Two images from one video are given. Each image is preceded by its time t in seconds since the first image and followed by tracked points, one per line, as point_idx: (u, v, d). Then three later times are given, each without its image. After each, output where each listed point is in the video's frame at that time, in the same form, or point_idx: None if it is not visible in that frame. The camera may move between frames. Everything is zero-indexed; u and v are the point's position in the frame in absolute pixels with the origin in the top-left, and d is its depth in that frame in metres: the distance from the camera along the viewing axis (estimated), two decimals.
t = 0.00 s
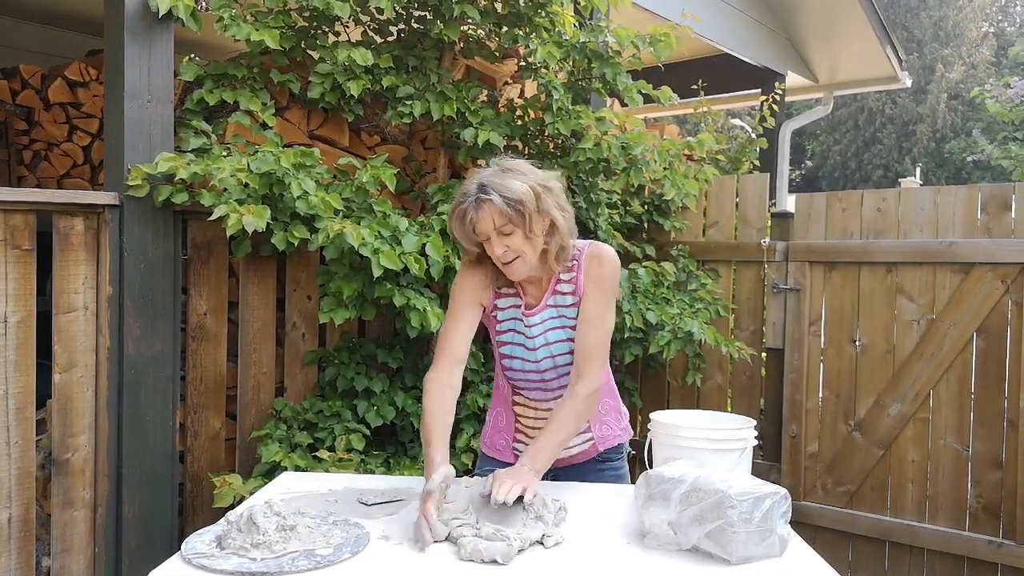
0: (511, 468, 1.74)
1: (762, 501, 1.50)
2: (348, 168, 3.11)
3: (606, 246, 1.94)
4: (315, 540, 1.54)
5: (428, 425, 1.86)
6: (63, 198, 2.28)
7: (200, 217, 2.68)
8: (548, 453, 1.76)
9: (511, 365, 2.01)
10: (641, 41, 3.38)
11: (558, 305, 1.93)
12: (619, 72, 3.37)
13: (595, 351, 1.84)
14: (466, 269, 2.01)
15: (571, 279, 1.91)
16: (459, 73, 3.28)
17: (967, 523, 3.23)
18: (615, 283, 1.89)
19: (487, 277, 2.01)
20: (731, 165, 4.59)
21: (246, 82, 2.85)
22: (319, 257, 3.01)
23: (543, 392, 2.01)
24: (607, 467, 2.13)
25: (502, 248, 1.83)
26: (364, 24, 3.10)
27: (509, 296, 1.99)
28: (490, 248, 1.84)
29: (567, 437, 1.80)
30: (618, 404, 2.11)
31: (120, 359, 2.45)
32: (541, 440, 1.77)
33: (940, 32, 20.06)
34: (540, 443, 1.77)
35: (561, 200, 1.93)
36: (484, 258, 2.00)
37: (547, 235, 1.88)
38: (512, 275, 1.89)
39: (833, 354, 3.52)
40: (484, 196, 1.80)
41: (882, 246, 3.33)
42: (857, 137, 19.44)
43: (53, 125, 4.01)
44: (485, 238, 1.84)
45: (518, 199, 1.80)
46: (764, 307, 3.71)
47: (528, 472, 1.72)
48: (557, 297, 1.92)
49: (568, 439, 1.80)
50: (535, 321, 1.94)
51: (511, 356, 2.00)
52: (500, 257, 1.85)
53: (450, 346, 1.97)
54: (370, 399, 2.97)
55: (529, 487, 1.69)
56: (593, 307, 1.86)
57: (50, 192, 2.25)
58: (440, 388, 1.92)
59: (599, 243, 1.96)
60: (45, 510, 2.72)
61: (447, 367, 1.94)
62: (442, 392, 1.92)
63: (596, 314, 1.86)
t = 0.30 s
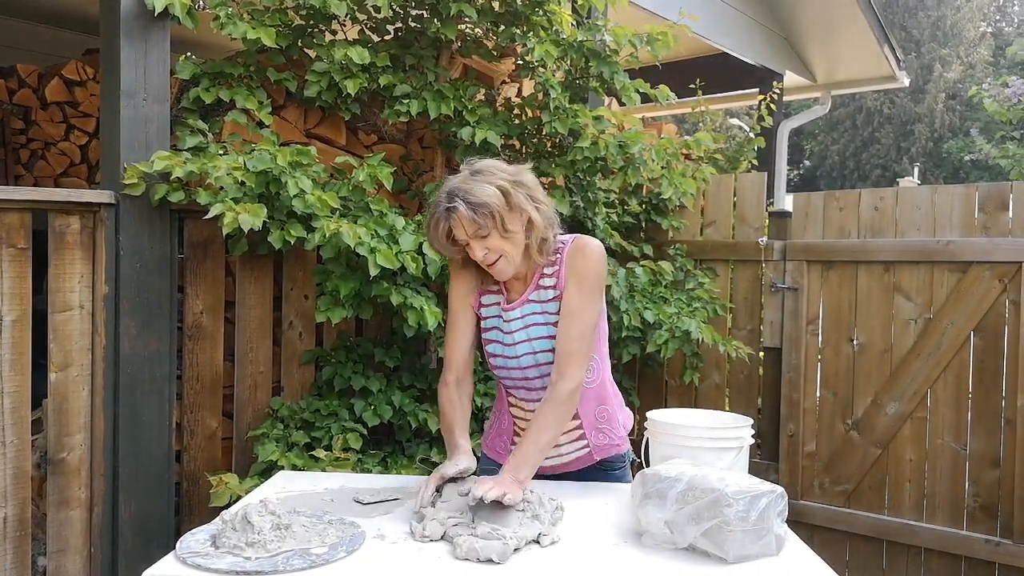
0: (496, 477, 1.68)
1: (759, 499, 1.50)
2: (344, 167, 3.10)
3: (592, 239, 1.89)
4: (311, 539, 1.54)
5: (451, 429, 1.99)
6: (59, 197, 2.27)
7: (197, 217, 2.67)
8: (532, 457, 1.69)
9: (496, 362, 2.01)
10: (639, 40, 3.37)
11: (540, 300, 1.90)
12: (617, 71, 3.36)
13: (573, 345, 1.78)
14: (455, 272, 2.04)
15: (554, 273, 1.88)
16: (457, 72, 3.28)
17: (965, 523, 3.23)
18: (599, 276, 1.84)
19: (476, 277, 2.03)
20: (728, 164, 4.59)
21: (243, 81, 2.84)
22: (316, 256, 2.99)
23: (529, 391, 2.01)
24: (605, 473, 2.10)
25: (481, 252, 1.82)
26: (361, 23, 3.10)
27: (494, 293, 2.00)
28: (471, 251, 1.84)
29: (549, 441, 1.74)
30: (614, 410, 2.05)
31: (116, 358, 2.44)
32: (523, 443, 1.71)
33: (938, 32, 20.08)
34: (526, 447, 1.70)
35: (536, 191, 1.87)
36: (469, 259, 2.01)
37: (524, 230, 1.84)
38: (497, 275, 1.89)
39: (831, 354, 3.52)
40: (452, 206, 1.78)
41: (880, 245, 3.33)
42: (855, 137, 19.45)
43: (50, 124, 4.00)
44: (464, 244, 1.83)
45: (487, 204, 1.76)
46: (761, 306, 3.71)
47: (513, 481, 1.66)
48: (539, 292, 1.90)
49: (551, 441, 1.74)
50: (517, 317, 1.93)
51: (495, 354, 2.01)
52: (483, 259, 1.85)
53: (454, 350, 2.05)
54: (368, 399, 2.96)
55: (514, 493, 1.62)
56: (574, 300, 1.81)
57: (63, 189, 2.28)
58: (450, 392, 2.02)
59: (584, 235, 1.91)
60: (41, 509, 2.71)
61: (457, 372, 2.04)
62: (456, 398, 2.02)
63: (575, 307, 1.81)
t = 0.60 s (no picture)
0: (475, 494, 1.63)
1: (758, 499, 1.50)
2: (344, 166, 3.10)
3: (577, 249, 1.84)
4: (310, 538, 1.53)
5: (452, 433, 2.00)
6: (58, 196, 2.27)
7: (195, 216, 2.66)
8: (513, 472, 1.66)
9: (485, 371, 2.01)
10: (638, 39, 3.37)
11: (525, 313, 1.88)
12: (616, 70, 3.36)
13: (555, 358, 1.75)
14: (444, 282, 2.03)
15: (538, 286, 1.85)
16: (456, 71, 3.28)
17: (964, 523, 3.22)
18: (582, 288, 1.79)
19: (464, 286, 2.02)
20: (728, 164, 4.59)
21: (242, 80, 2.84)
22: (315, 256, 2.99)
23: (518, 400, 2.00)
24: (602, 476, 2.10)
25: (465, 267, 1.81)
26: (360, 22, 3.10)
27: (481, 303, 1.99)
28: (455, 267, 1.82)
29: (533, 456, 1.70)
30: (608, 420, 2.01)
31: (114, 357, 2.44)
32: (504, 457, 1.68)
33: (937, 32, 20.09)
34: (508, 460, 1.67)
35: (518, 202, 1.83)
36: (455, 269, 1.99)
37: (507, 243, 1.81)
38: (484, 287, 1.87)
39: (830, 354, 3.52)
40: (432, 224, 1.75)
41: (879, 245, 3.33)
42: (854, 137, 19.45)
43: (49, 123, 3.99)
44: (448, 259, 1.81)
45: (466, 222, 1.73)
46: (761, 306, 3.71)
47: (491, 498, 1.61)
48: (524, 304, 1.88)
49: (533, 457, 1.70)
50: (502, 329, 1.91)
51: (484, 363, 2.00)
52: (468, 273, 1.84)
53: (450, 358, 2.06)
54: (367, 398, 2.95)
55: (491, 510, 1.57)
56: (557, 313, 1.77)
57: (66, 188, 2.28)
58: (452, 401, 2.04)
59: (569, 244, 1.86)
60: (40, 509, 2.71)
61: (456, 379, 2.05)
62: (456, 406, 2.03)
63: (556, 319, 1.77)
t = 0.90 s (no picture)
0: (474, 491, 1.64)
1: (759, 497, 1.49)
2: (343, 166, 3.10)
3: (585, 252, 1.85)
4: (310, 537, 1.53)
5: (446, 421, 1.97)
6: (57, 196, 2.27)
7: (195, 216, 2.66)
8: (510, 464, 1.67)
9: (487, 357, 2.03)
10: (638, 39, 3.37)
11: (531, 308, 1.90)
12: (615, 70, 3.36)
13: (552, 357, 1.74)
14: (453, 266, 2.04)
15: (544, 284, 1.87)
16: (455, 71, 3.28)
17: (963, 522, 3.22)
18: (585, 290, 1.80)
19: (474, 272, 2.03)
20: (727, 164, 4.59)
21: (241, 80, 2.84)
22: (315, 255, 2.99)
23: (516, 389, 2.02)
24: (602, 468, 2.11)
25: (478, 250, 1.82)
26: (360, 21, 3.10)
27: (489, 291, 2.00)
28: (468, 249, 1.84)
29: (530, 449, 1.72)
30: (602, 413, 2.04)
31: (113, 357, 2.44)
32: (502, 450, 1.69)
33: (936, 32, 20.09)
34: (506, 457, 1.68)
35: (535, 196, 1.85)
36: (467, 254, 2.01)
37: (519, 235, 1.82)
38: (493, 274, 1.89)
39: (830, 354, 3.52)
40: (452, 204, 1.77)
41: (878, 244, 3.33)
42: (853, 137, 19.46)
43: (48, 123, 3.99)
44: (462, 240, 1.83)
45: (484, 206, 1.74)
46: (760, 305, 3.71)
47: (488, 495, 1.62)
48: (530, 299, 1.90)
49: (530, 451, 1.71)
50: (506, 320, 1.93)
51: (487, 349, 2.02)
52: (479, 258, 1.85)
53: (449, 342, 2.04)
54: (366, 398, 2.95)
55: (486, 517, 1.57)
56: (558, 313, 1.77)
57: (65, 188, 2.28)
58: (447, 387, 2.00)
59: (578, 246, 1.87)
60: (39, 508, 2.71)
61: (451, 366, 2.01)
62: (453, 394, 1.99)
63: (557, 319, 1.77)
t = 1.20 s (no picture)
0: (542, 464, 1.80)
1: (759, 498, 1.49)
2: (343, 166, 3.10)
3: (620, 257, 1.96)
4: (310, 538, 1.53)
5: (446, 400, 1.93)
6: (57, 196, 2.27)
7: (194, 216, 2.66)
8: (574, 451, 1.82)
9: (511, 352, 2.02)
10: (638, 39, 3.37)
11: (570, 308, 1.94)
12: (615, 71, 3.36)
13: (609, 366, 1.89)
14: (478, 256, 2.01)
15: (585, 284, 1.93)
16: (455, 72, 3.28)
17: (963, 522, 3.23)
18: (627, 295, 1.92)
19: (499, 264, 2.02)
20: (726, 164, 4.59)
21: (241, 81, 2.84)
22: (314, 256, 3.00)
23: (538, 384, 2.04)
24: (607, 458, 2.17)
25: (520, 243, 1.84)
26: (360, 22, 3.10)
27: (519, 286, 2.01)
28: (507, 241, 1.85)
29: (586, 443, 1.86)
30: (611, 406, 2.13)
31: (113, 357, 2.43)
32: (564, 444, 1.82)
33: (935, 32, 20.10)
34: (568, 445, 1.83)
35: (576, 200, 1.93)
36: (496, 247, 2.00)
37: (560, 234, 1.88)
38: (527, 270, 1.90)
39: (829, 354, 3.52)
40: (508, 191, 1.80)
41: (878, 245, 3.33)
42: (852, 137, 19.47)
43: (48, 123, 3.99)
44: (504, 231, 1.84)
45: (537, 199, 1.80)
46: (760, 306, 3.71)
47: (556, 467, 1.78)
48: (569, 300, 1.94)
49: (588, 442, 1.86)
50: (546, 318, 1.95)
51: (512, 344, 2.01)
52: (516, 251, 1.87)
53: (462, 328, 1.99)
54: (366, 399, 2.95)
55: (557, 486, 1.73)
56: (608, 320, 1.90)
57: (65, 189, 2.27)
58: (456, 367, 1.95)
59: (610, 250, 1.98)
60: (39, 509, 2.71)
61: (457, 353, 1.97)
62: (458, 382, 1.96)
63: (610, 329, 1.90)
